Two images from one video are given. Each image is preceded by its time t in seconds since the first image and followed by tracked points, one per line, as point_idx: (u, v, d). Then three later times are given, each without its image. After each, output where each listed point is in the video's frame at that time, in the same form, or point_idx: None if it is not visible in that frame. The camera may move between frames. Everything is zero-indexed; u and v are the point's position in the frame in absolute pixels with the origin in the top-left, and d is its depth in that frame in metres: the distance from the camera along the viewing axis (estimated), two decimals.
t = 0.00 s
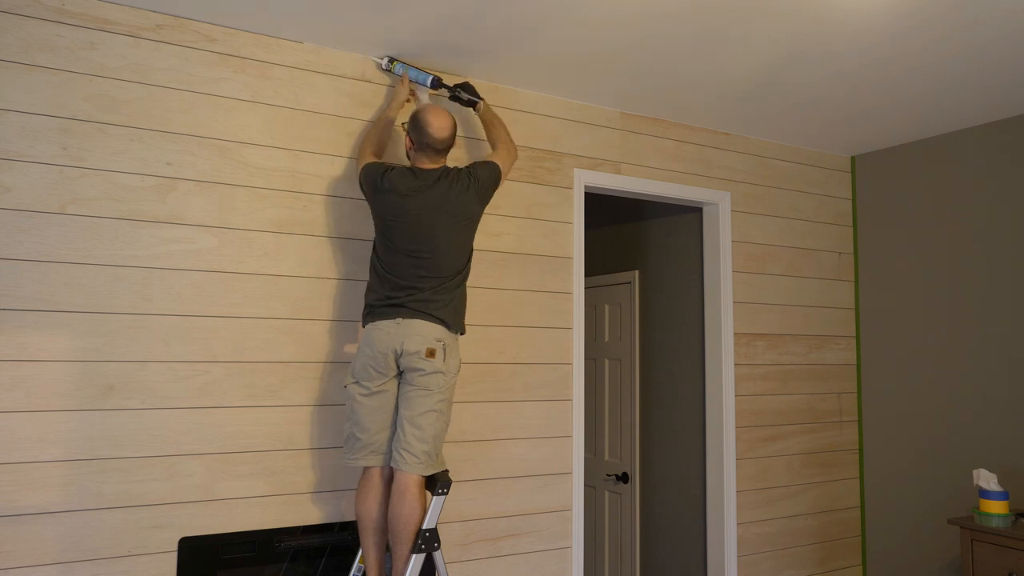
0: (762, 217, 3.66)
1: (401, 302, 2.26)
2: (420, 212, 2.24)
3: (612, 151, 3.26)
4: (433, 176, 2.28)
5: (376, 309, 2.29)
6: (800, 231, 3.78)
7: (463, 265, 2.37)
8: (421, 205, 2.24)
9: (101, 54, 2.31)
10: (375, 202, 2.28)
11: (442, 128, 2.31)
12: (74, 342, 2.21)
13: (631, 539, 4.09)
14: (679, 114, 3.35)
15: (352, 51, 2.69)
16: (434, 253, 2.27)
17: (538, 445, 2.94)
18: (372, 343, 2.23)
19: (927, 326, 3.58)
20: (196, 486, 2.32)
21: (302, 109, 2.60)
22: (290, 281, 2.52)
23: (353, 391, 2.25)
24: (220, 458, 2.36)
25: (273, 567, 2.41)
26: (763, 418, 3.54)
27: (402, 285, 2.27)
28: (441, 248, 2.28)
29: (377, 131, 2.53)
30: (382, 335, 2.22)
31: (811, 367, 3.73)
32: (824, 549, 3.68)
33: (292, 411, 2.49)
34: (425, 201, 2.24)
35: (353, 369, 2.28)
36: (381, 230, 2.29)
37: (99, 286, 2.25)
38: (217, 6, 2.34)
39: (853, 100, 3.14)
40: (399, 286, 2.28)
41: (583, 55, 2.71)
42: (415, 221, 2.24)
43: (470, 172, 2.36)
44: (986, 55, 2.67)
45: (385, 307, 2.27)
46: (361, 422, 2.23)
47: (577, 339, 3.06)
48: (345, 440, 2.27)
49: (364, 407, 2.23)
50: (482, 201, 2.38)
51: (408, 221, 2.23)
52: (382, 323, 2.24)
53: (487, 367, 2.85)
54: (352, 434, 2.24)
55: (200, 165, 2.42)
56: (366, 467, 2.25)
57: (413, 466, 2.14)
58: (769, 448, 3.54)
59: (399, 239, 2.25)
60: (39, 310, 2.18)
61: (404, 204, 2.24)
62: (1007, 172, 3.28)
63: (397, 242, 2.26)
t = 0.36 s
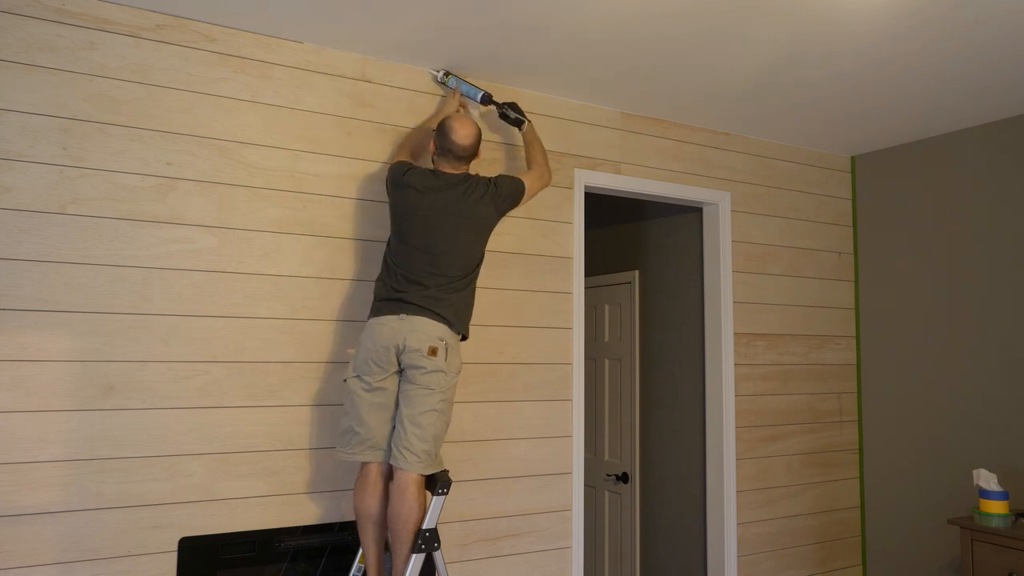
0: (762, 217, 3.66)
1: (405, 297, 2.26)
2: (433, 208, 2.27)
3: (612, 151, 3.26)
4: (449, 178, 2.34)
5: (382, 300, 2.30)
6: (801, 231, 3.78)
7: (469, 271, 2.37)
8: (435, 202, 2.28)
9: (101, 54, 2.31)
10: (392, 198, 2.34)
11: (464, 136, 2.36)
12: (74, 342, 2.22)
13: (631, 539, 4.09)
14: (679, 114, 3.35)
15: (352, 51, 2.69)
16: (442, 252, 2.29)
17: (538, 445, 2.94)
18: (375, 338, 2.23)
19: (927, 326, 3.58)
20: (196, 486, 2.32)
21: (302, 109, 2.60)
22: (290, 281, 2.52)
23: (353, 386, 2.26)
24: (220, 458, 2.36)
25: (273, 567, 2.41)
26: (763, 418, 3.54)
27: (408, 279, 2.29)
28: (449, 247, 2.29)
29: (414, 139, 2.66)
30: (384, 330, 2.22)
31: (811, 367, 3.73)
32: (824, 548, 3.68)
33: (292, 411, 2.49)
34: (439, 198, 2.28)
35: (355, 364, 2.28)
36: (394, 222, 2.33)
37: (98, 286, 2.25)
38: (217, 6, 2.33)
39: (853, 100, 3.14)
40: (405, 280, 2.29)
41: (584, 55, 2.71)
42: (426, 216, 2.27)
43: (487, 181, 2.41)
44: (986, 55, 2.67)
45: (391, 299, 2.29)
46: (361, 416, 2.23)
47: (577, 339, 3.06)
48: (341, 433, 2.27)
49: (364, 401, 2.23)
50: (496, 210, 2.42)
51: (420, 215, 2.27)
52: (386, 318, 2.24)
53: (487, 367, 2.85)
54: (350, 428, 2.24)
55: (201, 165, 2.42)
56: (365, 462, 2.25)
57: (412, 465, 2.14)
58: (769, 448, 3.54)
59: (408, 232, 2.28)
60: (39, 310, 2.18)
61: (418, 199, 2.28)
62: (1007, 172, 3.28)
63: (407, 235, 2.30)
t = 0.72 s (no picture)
0: (761, 217, 3.66)
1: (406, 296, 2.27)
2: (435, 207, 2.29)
3: (612, 151, 3.26)
4: (452, 180, 2.35)
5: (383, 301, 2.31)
6: (801, 231, 3.78)
7: (471, 272, 2.36)
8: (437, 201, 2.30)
9: (101, 54, 2.31)
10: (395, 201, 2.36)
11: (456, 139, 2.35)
12: (74, 342, 2.21)
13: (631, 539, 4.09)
14: (679, 114, 3.35)
15: (352, 51, 2.69)
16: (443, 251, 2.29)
17: (538, 445, 2.94)
18: (375, 337, 2.23)
19: (927, 326, 3.58)
20: (196, 486, 2.32)
21: (302, 109, 2.60)
22: (290, 281, 2.52)
23: (354, 386, 2.26)
24: (220, 458, 2.36)
25: (273, 567, 2.41)
26: (763, 418, 3.54)
27: (410, 278, 2.30)
28: (450, 247, 2.30)
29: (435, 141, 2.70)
30: (385, 330, 2.23)
31: (811, 367, 3.73)
32: (824, 548, 3.68)
33: (293, 411, 2.49)
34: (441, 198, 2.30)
35: (356, 364, 2.29)
36: (398, 224, 2.35)
37: (98, 286, 2.25)
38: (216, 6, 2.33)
39: (853, 100, 3.14)
40: (407, 281, 2.30)
41: (584, 55, 2.71)
42: (428, 215, 2.28)
43: (491, 185, 2.43)
44: (986, 55, 2.67)
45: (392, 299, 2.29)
46: (362, 416, 2.23)
47: (577, 339, 3.06)
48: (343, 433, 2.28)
49: (364, 401, 2.23)
50: (497, 212, 2.42)
51: (421, 215, 2.28)
52: (386, 318, 2.25)
53: (487, 367, 2.85)
54: (351, 428, 2.24)
55: (201, 165, 2.42)
56: (365, 462, 2.25)
57: (411, 464, 2.14)
58: (769, 448, 3.54)
59: (411, 231, 2.29)
60: (39, 310, 2.18)
61: (420, 200, 2.30)
62: (1007, 172, 3.28)
63: (409, 236, 2.31)
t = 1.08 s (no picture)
0: (761, 217, 3.66)
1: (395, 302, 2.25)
2: (414, 209, 2.25)
3: (612, 151, 3.26)
4: (430, 177, 2.30)
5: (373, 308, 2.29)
6: (801, 231, 3.78)
7: (460, 269, 2.35)
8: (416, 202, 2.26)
9: (101, 54, 2.31)
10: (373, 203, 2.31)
11: (433, 129, 2.28)
12: (74, 342, 2.21)
13: (631, 540, 4.09)
14: (678, 114, 3.35)
15: (352, 51, 2.69)
16: (428, 252, 2.27)
17: (538, 445, 2.94)
18: (371, 342, 2.22)
19: (928, 326, 3.58)
20: (195, 486, 2.32)
21: (302, 109, 2.60)
22: (290, 281, 2.52)
23: (352, 392, 2.25)
24: (220, 458, 2.36)
25: (274, 567, 2.41)
26: (763, 418, 3.54)
27: (396, 283, 2.27)
28: (435, 247, 2.27)
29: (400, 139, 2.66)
30: (379, 335, 2.22)
31: (811, 367, 3.73)
32: (824, 548, 3.68)
33: (292, 411, 2.49)
34: (421, 200, 2.26)
35: (352, 369, 2.28)
36: (376, 228, 2.31)
37: (98, 286, 2.25)
38: (217, 6, 2.33)
39: (852, 100, 3.14)
40: (395, 285, 2.27)
41: (584, 55, 2.71)
42: (409, 218, 2.25)
43: (465, 174, 2.38)
44: (986, 55, 2.67)
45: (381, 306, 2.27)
46: (361, 421, 2.22)
47: (577, 339, 3.06)
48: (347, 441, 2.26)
49: (363, 406, 2.23)
50: (480, 205, 2.39)
51: (404, 218, 2.25)
52: (381, 322, 2.24)
53: (487, 367, 2.85)
54: (353, 434, 2.24)
55: (201, 165, 2.42)
56: (366, 467, 2.24)
57: (413, 466, 2.14)
58: (769, 448, 3.54)
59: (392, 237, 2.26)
60: (39, 310, 2.18)
61: (400, 202, 2.26)
62: (1008, 173, 3.27)
63: (393, 239, 2.27)
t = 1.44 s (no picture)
0: (761, 217, 3.66)
1: (397, 300, 2.24)
2: (408, 207, 2.27)
3: (612, 151, 3.26)
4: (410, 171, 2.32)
5: (369, 307, 2.28)
6: (801, 231, 3.78)
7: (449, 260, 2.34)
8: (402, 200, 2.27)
9: (101, 54, 2.31)
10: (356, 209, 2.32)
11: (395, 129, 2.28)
12: (74, 342, 2.22)
13: (632, 540, 4.08)
14: (678, 114, 3.35)
15: (352, 51, 2.69)
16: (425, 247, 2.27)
17: (538, 445, 2.94)
18: (367, 341, 2.22)
19: (928, 326, 3.57)
20: (195, 486, 2.32)
21: (301, 109, 2.60)
22: (290, 280, 2.52)
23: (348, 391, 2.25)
24: (220, 458, 2.36)
25: (274, 567, 2.41)
26: (763, 418, 3.54)
27: (393, 281, 2.26)
28: (431, 242, 2.28)
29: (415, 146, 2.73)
30: (375, 334, 2.22)
31: (811, 367, 3.73)
32: (824, 548, 3.68)
33: (292, 411, 2.49)
34: (405, 195, 2.27)
35: (348, 368, 2.28)
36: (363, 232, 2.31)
37: (98, 286, 2.25)
38: (217, 6, 2.33)
39: (852, 100, 3.14)
40: (387, 285, 2.26)
41: (584, 54, 2.71)
42: (395, 215, 2.26)
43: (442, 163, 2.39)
44: (987, 55, 2.67)
45: (378, 304, 2.26)
46: (356, 419, 2.23)
47: (577, 339, 3.06)
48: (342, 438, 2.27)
49: (360, 406, 2.23)
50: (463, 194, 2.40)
51: (390, 215, 2.26)
52: (377, 321, 2.24)
53: (487, 367, 2.85)
54: (348, 433, 2.25)
55: (201, 165, 2.42)
56: (361, 465, 2.25)
57: (412, 466, 2.14)
58: (769, 448, 3.54)
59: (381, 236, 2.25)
60: (39, 310, 2.18)
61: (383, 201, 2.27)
62: (1008, 173, 3.27)
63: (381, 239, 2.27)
